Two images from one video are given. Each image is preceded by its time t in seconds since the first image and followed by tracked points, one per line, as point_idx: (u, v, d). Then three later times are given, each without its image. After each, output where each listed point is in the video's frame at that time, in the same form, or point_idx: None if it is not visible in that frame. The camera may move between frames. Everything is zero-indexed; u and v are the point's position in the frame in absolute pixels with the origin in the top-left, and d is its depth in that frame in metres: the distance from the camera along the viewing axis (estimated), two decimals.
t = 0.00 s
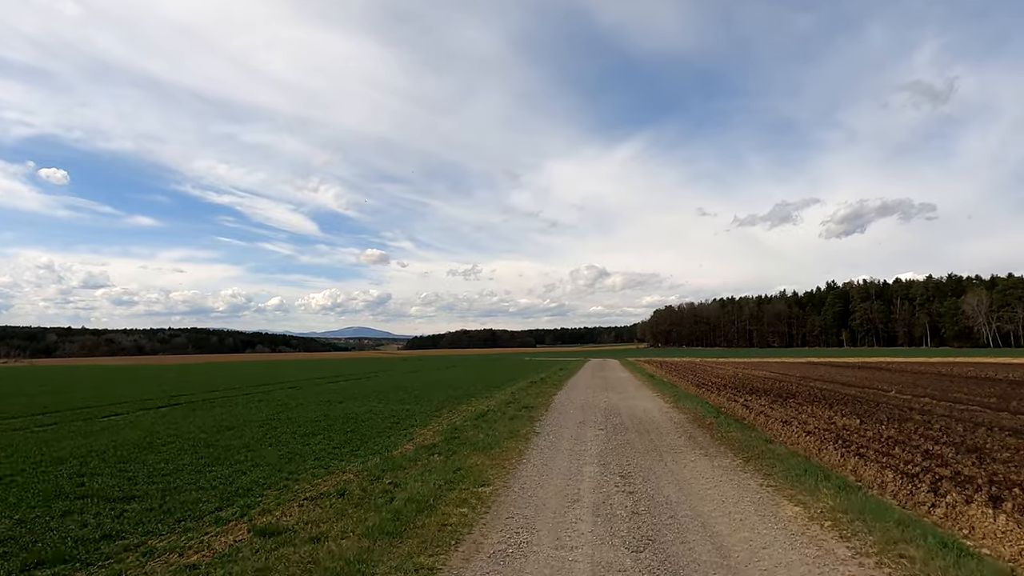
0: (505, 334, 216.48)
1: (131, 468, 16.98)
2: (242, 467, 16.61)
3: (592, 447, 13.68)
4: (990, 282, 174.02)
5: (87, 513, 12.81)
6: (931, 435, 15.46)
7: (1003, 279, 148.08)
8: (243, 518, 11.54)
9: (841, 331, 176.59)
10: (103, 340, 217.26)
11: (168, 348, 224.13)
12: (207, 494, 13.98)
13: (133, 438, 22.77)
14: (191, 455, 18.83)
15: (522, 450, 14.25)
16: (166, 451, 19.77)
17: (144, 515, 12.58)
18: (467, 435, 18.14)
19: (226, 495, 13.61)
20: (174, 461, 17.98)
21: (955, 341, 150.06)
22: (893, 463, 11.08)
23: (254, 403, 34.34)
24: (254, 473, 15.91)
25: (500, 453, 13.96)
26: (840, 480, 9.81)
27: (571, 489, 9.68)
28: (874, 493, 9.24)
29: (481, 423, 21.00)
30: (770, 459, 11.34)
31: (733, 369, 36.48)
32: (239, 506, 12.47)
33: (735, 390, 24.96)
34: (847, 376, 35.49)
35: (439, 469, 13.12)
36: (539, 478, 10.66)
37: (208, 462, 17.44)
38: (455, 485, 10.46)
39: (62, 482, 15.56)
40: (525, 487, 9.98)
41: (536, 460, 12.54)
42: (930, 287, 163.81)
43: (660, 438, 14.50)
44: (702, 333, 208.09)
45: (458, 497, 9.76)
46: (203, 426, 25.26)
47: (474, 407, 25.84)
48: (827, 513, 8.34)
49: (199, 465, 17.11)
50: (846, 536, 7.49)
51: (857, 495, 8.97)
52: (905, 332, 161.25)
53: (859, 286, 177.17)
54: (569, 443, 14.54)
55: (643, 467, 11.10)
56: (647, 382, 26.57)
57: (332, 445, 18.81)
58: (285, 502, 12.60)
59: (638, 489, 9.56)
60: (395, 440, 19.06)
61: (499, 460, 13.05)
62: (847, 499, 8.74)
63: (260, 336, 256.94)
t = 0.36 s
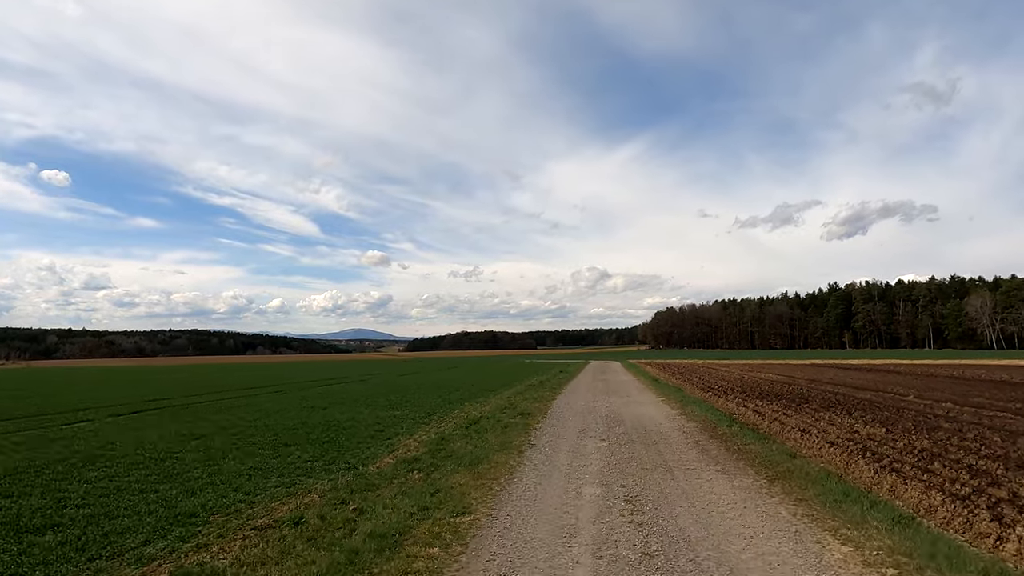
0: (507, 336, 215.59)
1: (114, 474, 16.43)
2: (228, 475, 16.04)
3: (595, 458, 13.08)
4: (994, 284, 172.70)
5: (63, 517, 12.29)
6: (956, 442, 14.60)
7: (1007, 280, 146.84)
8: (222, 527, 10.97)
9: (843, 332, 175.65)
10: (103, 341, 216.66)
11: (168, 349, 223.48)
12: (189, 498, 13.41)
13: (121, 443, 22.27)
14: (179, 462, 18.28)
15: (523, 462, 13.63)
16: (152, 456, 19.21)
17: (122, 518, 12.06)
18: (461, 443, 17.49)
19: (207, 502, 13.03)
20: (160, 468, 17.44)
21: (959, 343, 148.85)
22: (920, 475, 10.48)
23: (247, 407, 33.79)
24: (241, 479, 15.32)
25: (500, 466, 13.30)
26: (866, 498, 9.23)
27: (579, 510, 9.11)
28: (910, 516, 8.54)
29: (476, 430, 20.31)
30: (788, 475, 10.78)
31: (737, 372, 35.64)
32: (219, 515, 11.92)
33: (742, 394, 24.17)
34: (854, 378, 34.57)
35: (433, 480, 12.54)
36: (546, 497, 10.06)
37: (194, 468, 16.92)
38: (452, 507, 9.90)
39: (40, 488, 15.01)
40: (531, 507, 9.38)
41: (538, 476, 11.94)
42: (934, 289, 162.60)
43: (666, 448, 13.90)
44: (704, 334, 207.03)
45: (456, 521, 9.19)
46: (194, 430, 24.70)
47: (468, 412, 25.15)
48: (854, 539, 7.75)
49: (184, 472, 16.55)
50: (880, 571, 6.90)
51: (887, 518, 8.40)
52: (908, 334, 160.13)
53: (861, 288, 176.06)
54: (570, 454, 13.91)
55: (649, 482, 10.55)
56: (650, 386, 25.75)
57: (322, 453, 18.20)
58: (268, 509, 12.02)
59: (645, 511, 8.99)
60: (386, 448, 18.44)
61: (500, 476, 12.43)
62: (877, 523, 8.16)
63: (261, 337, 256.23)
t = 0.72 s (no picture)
0: (508, 335, 214.82)
1: (105, 485, 15.94)
2: (214, 489, 15.55)
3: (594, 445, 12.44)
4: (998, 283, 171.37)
5: (32, 536, 11.82)
6: (973, 444, 13.75)
7: (1011, 280, 145.48)
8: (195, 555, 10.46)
9: (846, 332, 174.70)
10: (104, 341, 216.20)
11: (169, 349, 222.98)
12: (167, 519, 12.95)
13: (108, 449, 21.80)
14: (166, 472, 17.84)
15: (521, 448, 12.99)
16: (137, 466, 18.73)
17: (93, 540, 11.58)
18: (458, 450, 16.88)
19: (186, 523, 12.56)
20: (145, 479, 16.97)
21: (962, 343, 147.63)
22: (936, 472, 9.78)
23: (243, 408, 33.31)
24: (225, 494, 14.84)
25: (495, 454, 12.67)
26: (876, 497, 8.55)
27: (567, 502, 8.48)
28: (929, 523, 7.72)
29: (473, 435, 19.69)
30: (796, 473, 10.12)
31: (743, 373, 34.87)
32: (194, 540, 11.42)
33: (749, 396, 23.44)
34: (862, 378, 33.69)
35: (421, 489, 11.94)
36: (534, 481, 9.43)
37: (179, 483, 16.43)
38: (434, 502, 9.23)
39: (25, 499, 14.50)
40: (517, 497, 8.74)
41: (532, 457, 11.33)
42: (937, 288, 161.39)
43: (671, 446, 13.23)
44: (705, 334, 206.07)
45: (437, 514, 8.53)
46: (186, 435, 24.22)
47: (467, 415, 24.50)
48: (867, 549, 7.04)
49: (169, 486, 16.07)
50: None
51: (901, 524, 7.56)
52: (911, 334, 158.98)
53: (864, 287, 175.03)
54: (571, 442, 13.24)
55: (647, 470, 9.92)
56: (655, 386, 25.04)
57: (314, 464, 17.66)
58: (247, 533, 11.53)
59: (652, 506, 8.26)
60: (380, 457, 17.86)
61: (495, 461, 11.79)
62: (885, 526, 7.49)
63: (262, 337, 255.71)
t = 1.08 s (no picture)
0: (508, 334, 214.06)
1: (88, 474, 15.09)
2: (179, 471, 14.58)
3: (594, 446, 11.35)
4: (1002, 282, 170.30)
5: None
6: (997, 451, 12.92)
7: (1014, 278, 144.50)
8: (140, 539, 9.45)
9: (849, 331, 173.84)
10: (104, 341, 215.64)
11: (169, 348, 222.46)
12: (132, 501, 12.03)
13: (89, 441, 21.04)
14: (155, 456, 16.99)
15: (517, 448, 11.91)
16: (105, 455, 17.84)
17: (36, 527, 10.61)
18: (446, 430, 15.81)
19: (151, 504, 11.64)
20: (134, 462, 16.15)
21: (966, 342, 146.61)
22: (972, 487, 8.68)
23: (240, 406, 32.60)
24: (187, 475, 13.87)
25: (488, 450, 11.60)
26: (904, 512, 7.46)
27: (554, 527, 7.44)
28: (957, 534, 6.88)
29: (464, 418, 18.59)
30: (814, 479, 9.07)
31: (748, 372, 33.93)
32: (156, 518, 10.52)
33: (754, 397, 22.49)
34: (871, 379, 32.84)
35: (398, 466, 10.89)
36: (518, 499, 8.40)
37: (153, 466, 15.51)
38: (405, 512, 8.23)
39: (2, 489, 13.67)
40: (496, 520, 7.72)
41: (526, 463, 10.20)
42: (940, 287, 160.44)
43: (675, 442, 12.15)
44: (707, 333, 205.13)
45: (402, 535, 7.53)
46: (171, 427, 23.40)
47: (462, 405, 23.43)
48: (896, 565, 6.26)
49: (132, 470, 15.15)
50: None
51: (932, 537, 6.75)
52: (914, 332, 157.97)
53: (866, 286, 174.10)
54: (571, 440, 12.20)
55: (648, 481, 8.87)
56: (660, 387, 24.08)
57: (291, 443, 16.66)
58: (198, 512, 10.53)
59: (661, 518, 7.47)
60: (364, 435, 16.82)
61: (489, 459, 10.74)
62: (922, 552, 6.43)
63: (262, 337, 255.23)
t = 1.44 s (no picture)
0: (511, 333, 213.46)
1: (56, 476, 14.13)
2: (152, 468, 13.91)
3: (597, 456, 10.45)
4: (1008, 281, 168.94)
5: None
6: None
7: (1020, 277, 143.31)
8: (96, 540, 8.51)
9: (853, 330, 172.79)
10: (106, 338, 215.28)
11: (171, 346, 222.10)
12: (97, 499, 11.10)
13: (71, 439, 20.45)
14: (131, 457, 16.04)
15: (514, 459, 11.00)
16: (81, 455, 16.88)
17: None
18: (436, 437, 14.94)
19: (116, 499, 10.70)
20: (106, 463, 15.20)
21: (971, 341, 145.50)
22: (1023, 505, 7.77)
23: (236, 405, 32.01)
24: (156, 471, 13.15)
25: (482, 461, 10.72)
26: (959, 544, 6.52)
27: (551, 566, 6.54)
28: None
29: (457, 423, 17.72)
30: (849, 494, 8.15)
31: (755, 372, 33.14)
32: (117, 517, 9.58)
33: (764, 399, 21.71)
34: (882, 379, 31.86)
35: (376, 478, 10.04)
36: (510, 528, 7.54)
37: (128, 467, 14.57)
38: (376, 543, 7.36)
39: None
40: (491, 554, 6.85)
41: (522, 477, 9.33)
42: (945, 286, 159.24)
43: (686, 449, 11.19)
44: (710, 332, 204.00)
45: (364, 575, 6.65)
46: (159, 426, 22.77)
47: (458, 408, 22.54)
48: None
49: (103, 470, 14.19)
50: None
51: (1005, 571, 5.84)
52: (919, 332, 156.88)
53: (871, 285, 172.96)
54: (574, 449, 11.23)
55: (663, 503, 7.93)
56: (667, 388, 23.25)
57: (274, 444, 15.89)
58: (160, 508, 9.83)
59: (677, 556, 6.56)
60: (348, 440, 15.98)
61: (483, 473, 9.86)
62: None
63: (265, 335, 254.71)
